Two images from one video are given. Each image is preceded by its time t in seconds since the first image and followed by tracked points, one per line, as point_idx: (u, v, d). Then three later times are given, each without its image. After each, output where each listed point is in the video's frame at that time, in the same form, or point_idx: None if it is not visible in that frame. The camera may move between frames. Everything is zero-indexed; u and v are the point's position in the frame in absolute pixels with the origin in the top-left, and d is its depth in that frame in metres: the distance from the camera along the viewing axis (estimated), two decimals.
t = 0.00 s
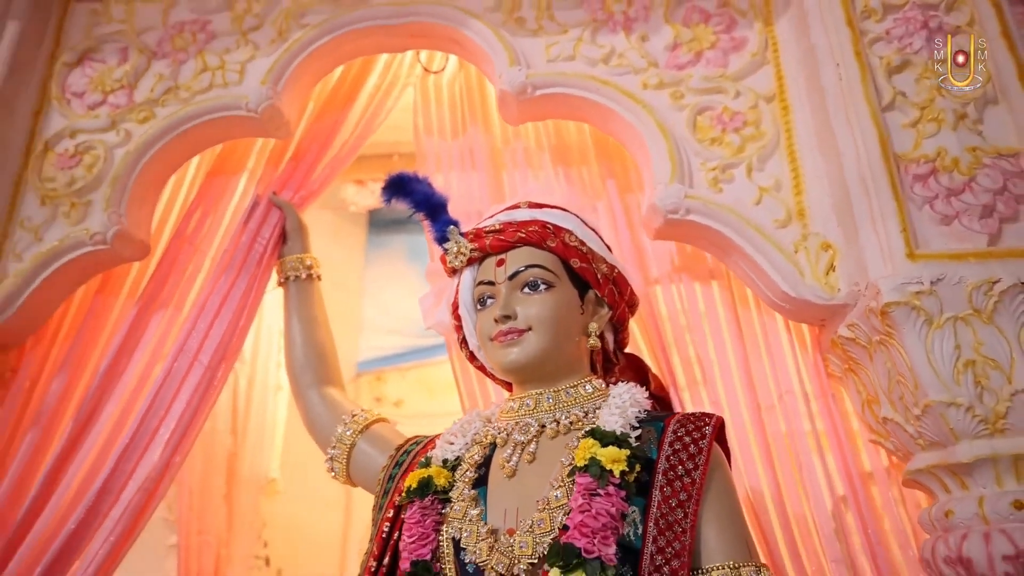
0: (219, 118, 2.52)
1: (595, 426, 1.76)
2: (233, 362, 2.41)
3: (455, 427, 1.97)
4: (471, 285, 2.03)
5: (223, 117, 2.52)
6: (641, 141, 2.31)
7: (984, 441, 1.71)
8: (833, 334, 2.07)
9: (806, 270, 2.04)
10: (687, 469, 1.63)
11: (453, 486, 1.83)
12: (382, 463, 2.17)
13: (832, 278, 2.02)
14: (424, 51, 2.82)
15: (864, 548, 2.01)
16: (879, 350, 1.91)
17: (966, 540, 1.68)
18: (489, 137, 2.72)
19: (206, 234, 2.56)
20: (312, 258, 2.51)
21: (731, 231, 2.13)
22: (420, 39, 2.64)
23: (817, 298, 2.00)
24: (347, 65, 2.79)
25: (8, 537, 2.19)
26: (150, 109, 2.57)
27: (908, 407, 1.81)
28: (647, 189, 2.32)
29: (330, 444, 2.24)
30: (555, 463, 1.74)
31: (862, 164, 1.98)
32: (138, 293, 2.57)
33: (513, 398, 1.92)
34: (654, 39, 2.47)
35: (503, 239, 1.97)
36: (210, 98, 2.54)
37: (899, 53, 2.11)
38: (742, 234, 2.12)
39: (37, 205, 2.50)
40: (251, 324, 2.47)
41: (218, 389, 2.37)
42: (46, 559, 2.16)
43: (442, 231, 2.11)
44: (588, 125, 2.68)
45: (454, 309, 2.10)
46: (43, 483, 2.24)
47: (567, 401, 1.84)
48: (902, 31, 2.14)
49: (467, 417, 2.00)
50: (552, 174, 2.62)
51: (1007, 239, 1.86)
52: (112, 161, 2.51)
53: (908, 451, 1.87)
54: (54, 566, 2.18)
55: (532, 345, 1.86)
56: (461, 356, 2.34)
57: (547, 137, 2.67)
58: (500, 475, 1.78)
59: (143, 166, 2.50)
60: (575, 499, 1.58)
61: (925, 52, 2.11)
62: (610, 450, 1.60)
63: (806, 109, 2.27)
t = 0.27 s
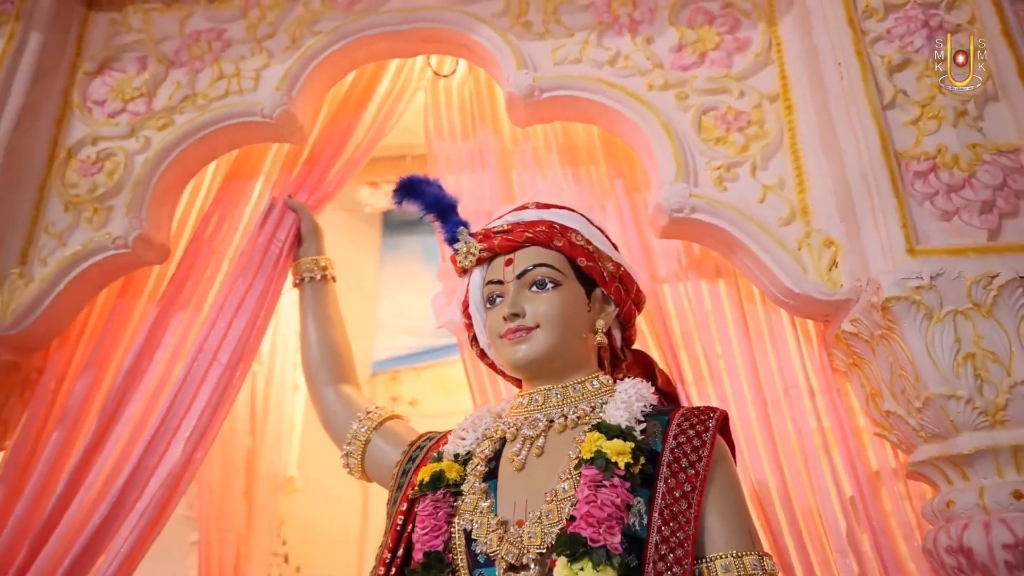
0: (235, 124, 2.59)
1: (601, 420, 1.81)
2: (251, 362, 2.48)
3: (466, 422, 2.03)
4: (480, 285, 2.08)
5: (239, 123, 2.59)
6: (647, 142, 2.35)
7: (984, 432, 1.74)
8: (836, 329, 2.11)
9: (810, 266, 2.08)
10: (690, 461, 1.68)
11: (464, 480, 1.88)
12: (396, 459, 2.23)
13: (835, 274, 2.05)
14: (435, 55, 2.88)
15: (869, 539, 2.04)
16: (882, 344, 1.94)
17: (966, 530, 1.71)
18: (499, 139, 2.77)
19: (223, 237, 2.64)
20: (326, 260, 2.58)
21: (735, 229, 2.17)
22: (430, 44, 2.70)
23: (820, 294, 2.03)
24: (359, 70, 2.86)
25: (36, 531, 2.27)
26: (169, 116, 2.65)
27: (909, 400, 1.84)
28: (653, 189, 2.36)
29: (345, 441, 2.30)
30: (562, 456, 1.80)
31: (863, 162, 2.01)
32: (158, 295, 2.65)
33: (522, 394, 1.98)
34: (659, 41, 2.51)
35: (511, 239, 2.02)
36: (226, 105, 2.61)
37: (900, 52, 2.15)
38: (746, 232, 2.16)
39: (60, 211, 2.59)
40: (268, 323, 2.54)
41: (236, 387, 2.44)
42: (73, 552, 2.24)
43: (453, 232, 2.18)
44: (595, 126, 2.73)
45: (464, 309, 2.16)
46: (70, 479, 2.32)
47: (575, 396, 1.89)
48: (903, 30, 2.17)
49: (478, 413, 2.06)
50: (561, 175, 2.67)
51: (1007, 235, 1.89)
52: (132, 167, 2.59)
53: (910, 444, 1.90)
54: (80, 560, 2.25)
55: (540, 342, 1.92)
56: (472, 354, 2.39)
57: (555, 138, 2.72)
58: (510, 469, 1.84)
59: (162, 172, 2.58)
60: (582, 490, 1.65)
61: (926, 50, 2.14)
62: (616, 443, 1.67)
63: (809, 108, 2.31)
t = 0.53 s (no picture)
0: (253, 130, 2.67)
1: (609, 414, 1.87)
2: (270, 361, 2.56)
3: (478, 418, 2.09)
4: (491, 284, 2.15)
5: (256, 129, 2.67)
6: (653, 144, 2.40)
7: (982, 423, 1.78)
8: (840, 324, 2.15)
9: (813, 263, 2.13)
10: (695, 452, 1.74)
11: (477, 473, 1.95)
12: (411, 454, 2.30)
13: (837, 270, 2.10)
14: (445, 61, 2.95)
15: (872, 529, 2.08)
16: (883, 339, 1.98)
17: (966, 518, 1.75)
18: (509, 142, 2.84)
19: (242, 240, 2.72)
20: (342, 261, 2.65)
21: (739, 227, 2.22)
22: (441, 50, 2.77)
23: (823, 290, 2.08)
24: (372, 76, 2.93)
25: (65, 525, 2.35)
26: (188, 123, 2.73)
27: (910, 393, 1.89)
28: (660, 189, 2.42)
29: (361, 437, 2.37)
30: (571, 449, 1.86)
31: (864, 161, 2.06)
32: (179, 297, 2.73)
33: (533, 390, 2.04)
34: (665, 44, 2.57)
35: (521, 239, 2.08)
36: (243, 112, 2.69)
37: (900, 52, 2.19)
38: (750, 231, 2.21)
39: (85, 216, 2.68)
40: (286, 324, 2.62)
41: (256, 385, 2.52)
42: (101, 546, 2.32)
43: (464, 233, 2.25)
44: (603, 129, 2.78)
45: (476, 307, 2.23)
46: (97, 475, 2.40)
47: (584, 391, 1.95)
48: (904, 30, 2.21)
49: (490, 408, 2.12)
50: (570, 177, 2.73)
51: (1005, 230, 1.93)
52: (153, 173, 2.68)
53: (912, 435, 1.94)
54: (108, 553, 2.33)
55: (549, 338, 1.98)
56: (484, 352, 2.46)
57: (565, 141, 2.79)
58: (521, 462, 1.90)
59: (183, 178, 2.66)
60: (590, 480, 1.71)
61: (926, 50, 2.18)
62: (622, 435, 1.73)
63: (812, 108, 2.36)
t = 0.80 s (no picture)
0: (276, 138, 2.78)
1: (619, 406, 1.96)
2: (295, 359, 2.67)
3: (495, 411, 2.19)
4: (506, 283, 2.25)
5: (278, 137, 2.78)
6: (661, 146, 2.49)
7: (979, 411, 1.85)
8: (843, 318, 2.23)
9: (815, 259, 2.20)
10: (701, 441, 1.82)
11: (494, 463, 2.05)
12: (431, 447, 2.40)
13: (839, 266, 2.17)
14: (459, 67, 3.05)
15: (876, 516, 2.15)
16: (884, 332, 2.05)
17: (964, 503, 1.83)
18: (523, 144, 2.93)
19: (266, 244, 2.84)
20: (362, 263, 2.75)
21: (744, 225, 2.30)
22: (455, 57, 2.87)
23: (826, 285, 2.16)
24: (389, 84, 3.04)
25: (102, 517, 2.47)
26: (213, 132, 2.85)
27: (909, 383, 1.96)
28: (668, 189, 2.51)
29: (383, 432, 2.47)
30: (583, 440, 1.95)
31: (864, 160, 2.13)
32: (207, 299, 2.85)
33: (547, 384, 2.14)
34: (672, 48, 2.65)
35: (533, 240, 2.18)
36: (266, 120, 2.81)
37: (899, 54, 2.26)
38: (755, 229, 2.29)
39: (117, 223, 2.80)
40: (309, 324, 2.73)
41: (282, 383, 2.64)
42: (137, 536, 2.44)
43: (479, 234, 2.34)
44: (613, 132, 2.86)
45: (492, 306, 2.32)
46: (131, 470, 2.52)
47: (595, 384, 2.05)
48: (903, 33, 2.29)
49: (506, 403, 2.22)
50: (582, 178, 2.82)
51: (1001, 226, 2.00)
52: (181, 181, 2.80)
53: (912, 424, 2.01)
54: (143, 543, 2.45)
55: (562, 335, 2.07)
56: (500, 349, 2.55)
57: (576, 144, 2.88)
58: (535, 453, 1.99)
59: (209, 185, 2.78)
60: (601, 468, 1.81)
61: (925, 51, 2.25)
62: (630, 426, 1.83)
63: (815, 109, 2.43)
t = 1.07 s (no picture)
0: (289, 144, 2.86)
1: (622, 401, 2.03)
2: (309, 357, 2.76)
3: (502, 407, 2.26)
4: (513, 283, 2.32)
5: (291, 143, 2.86)
6: (664, 148, 2.55)
7: (971, 404, 1.91)
8: (841, 315, 2.28)
9: (813, 257, 2.27)
10: (701, 434, 1.89)
11: (502, 457, 2.12)
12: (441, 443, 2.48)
13: (837, 264, 2.23)
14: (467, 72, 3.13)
15: (874, 506, 2.21)
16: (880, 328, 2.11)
17: (957, 493, 1.88)
18: (529, 147, 3.01)
19: (280, 247, 2.93)
20: (373, 265, 2.83)
21: (744, 225, 2.37)
22: (462, 63, 2.94)
23: (823, 282, 2.22)
24: (398, 89, 3.12)
25: (124, 512, 2.56)
26: (228, 138, 2.94)
27: (904, 377, 2.02)
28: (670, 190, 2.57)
29: (394, 428, 2.55)
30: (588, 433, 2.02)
31: (859, 160, 2.20)
32: (223, 300, 2.94)
33: (553, 380, 2.21)
34: (674, 52, 2.72)
35: (539, 241, 2.25)
36: (279, 126, 2.89)
37: (895, 57, 2.32)
38: (755, 228, 2.35)
39: (135, 227, 2.89)
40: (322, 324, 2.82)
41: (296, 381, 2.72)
42: (158, 530, 2.52)
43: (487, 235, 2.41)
44: (617, 135, 2.94)
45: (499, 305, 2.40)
46: (151, 467, 2.61)
47: (599, 380, 2.12)
48: (898, 36, 2.34)
49: (513, 399, 2.29)
50: (587, 180, 2.89)
51: (993, 224, 2.06)
52: (198, 186, 2.88)
53: (908, 417, 2.07)
54: (164, 536, 2.53)
55: (567, 332, 2.14)
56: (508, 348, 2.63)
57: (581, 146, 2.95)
58: (542, 447, 2.07)
59: (225, 189, 2.86)
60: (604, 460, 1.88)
61: (919, 54, 2.31)
62: (633, 419, 1.90)
63: (813, 111, 2.49)
